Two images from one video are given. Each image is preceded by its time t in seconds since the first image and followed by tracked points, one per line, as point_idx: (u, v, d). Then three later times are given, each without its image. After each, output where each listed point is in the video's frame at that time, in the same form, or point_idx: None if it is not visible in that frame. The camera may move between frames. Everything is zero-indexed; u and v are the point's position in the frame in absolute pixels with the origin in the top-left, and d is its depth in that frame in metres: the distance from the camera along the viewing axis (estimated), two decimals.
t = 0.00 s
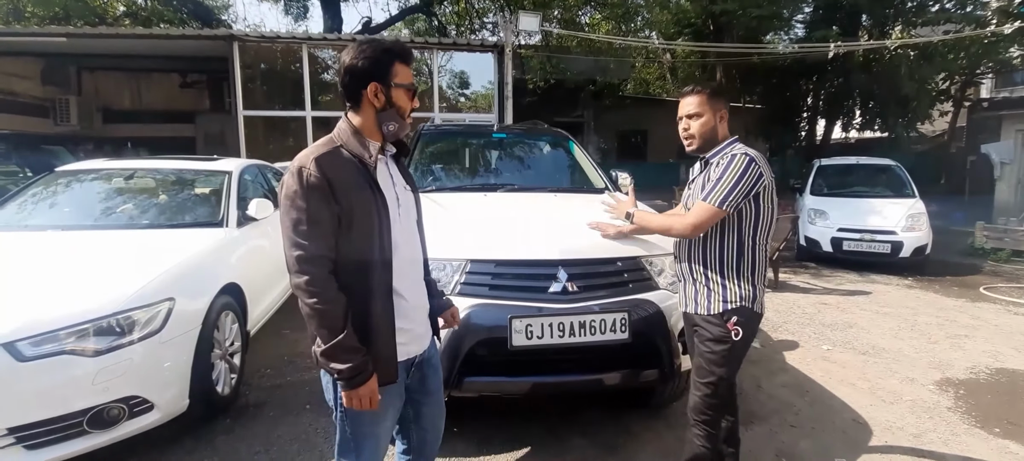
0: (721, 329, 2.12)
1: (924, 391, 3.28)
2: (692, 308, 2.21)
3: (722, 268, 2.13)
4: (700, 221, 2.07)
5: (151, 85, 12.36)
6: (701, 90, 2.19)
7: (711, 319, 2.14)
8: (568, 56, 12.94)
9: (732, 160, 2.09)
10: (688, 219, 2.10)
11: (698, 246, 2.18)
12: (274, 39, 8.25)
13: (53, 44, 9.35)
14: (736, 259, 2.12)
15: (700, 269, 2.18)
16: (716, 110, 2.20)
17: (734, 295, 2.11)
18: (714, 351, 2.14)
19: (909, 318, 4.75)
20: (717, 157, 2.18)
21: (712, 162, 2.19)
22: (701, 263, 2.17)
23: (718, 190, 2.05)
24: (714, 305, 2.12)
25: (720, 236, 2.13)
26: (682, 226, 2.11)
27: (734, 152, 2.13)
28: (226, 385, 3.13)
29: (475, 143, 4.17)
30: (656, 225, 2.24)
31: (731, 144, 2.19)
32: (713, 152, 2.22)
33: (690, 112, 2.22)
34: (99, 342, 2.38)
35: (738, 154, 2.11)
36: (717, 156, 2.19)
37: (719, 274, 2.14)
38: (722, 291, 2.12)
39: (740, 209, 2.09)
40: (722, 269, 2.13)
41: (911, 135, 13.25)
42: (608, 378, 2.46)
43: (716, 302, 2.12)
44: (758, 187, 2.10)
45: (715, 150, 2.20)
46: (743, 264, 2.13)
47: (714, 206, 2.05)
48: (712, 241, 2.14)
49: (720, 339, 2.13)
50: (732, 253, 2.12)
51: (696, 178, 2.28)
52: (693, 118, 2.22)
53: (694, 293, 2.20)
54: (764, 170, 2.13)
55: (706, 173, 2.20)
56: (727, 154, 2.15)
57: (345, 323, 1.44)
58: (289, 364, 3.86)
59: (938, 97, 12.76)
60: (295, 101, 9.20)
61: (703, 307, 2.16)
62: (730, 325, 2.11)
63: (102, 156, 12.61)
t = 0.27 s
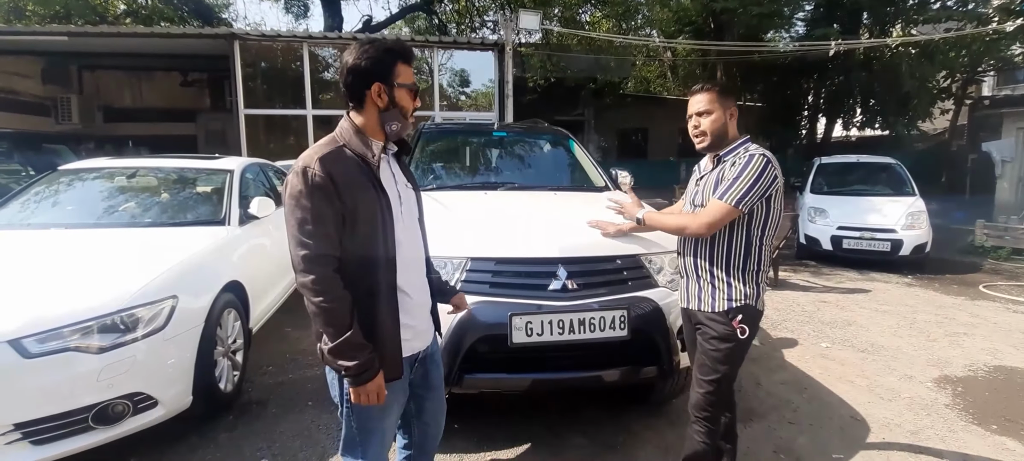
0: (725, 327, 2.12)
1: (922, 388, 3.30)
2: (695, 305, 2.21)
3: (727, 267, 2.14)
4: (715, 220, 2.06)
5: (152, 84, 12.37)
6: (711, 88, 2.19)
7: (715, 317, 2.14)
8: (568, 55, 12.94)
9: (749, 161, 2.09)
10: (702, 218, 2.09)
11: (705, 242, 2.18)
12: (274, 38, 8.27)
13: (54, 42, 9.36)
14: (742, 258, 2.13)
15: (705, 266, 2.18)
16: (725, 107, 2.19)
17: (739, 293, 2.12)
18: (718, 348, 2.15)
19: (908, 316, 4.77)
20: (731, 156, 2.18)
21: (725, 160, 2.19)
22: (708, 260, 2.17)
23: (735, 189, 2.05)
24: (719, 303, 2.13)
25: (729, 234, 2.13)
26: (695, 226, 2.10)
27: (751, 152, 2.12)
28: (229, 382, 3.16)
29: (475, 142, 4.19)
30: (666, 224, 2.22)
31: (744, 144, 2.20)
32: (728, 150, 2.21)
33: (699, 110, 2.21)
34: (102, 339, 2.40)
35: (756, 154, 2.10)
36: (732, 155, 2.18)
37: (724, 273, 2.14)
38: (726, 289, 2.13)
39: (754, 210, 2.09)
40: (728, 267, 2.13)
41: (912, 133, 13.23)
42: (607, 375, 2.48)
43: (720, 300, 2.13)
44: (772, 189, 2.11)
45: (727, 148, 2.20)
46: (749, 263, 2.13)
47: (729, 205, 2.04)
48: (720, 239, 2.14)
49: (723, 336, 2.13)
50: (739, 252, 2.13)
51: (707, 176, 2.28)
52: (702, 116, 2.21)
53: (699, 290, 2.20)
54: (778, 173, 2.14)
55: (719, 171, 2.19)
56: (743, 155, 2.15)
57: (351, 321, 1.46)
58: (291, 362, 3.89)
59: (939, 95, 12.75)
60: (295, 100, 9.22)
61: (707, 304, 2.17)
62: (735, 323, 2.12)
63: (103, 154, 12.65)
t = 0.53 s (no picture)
0: (726, 325, 2.13)
1: (921, 387, 3.31)
2: (697, 303, 2.22)
3: (730, 266, 2.14)
4: (724, 221, 2.06)
5: (153, 84, 12.38)
6: (714, 88, 2.20)
7: (717, 315, 2.15)
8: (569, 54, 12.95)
9: (757, 163, 2.11)
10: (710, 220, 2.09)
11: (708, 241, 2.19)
12: (275, 37, 8.28)
13: (55, 42, 9.37)
14: (744, 257, 2.14)
15: (708, 264, 2.19)
16: (729, 107, 2.21)
17: (741, 292, 2.13)
18: (719, 347, 2.16)
19: (908, 315, 4.78)
20: (738, 156, 2.19)
21: (732, 160, 2.20)
22: (711, 259, 2.18)
23: (744, 190, 2.06)
24: (721, 302, 2.14)
25: (733, 234, 2.13)
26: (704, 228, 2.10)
27: (759, 153, 2.13)
28: (231, 380, 3.17)
29: (476, 141, 4.20)
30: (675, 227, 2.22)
31: (751, 143, 2.21)
32: (735, 150, 2.22)
33: (702, 111, 2.23)
34: (106, 337, 2.42)
35: (764, 156, 2.11)
36: (739, 156, 2.20)
37: (726, 271, 2.15)
38: (727, 288, 2.14)
39: (759, 211, 2.11)
40: (731, 266, 2.14)
41: (913, 132, 13.22)
42: (607, 373, 2.50)
43: (721, 299, 2.14)
44: (778, 191, 2.13)
45: (735, 149, 2.21)
46: (751, 262, 2.15)
47: (738, 206, 2.05)
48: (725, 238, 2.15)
49: (725, 335, 2.14)
50: (743, 252, 2.14)
51: (713, 176, 2.29)
52: (706, 116, 2.23)
53: (701, 289, 2.20)
54: (785, 176, 2.16)
55: (725, 171, 2.20)
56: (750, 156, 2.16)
57: (360, 320, 1.48)
58: (293, 360, 3.90)
59: (940, 94, 12.73)
60: (296, 99, 9.22)
61: (709, 303, 2.17)
62: (736, 321, 2.13)
63: (104, 153, 12.67)
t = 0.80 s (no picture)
0: (729, 323, 2.13)
1: (923, 387, 3.31)
2: (701, 301, 2.22)
3: (734, 266, 2.15)
4: (725, 219, 2.07)
5: (154, 83, 12.39)
6: (708, 94, 2.20)
7: (720, 314, 2.15)
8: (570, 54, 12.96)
9: (760, 163, 2.10)
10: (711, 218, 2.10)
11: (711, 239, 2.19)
12: (276, 37, 8.30)
13: (57, 42, 9.39)
14: (748, 257, 2.14)
15: (711, 263, 2.19)
16: (722, 112, 2.19)
17: (745, 292, 2.13)
18: (721, 345, 2.15)
19: (910, 315, 4.78)
20: (741, 156, 2.19)
21: (735, 161, 2.20)
22: (714, 258, 2.19)
23: (747, 189, 2.06)
24: (725, 301, 2.14)
25: (736, 233, 2.14)
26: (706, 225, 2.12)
27: (763, 154, 2.13)
28: (233, 379, 3.18)
29: (478, 141, 4.21)
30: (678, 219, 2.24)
31: (752, 145, 2.20)
32: (740, 150, 2.22)
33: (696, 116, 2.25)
34: (109, 337, 2.42)
35: (767, 157, 2.11)
36: (743, 155, 2.20)
37: (730, 270, 2.15)
38: (731, 287, 2.14)
39: (762, 211, 2.11)
40: (735, 265, 2.15)
41: (915, 132, 13.20)
42: (609, 373, 2.50)
43: (725, 297, 2.14)
44: (782, 192, 2.13)
45: (737, 150, 2.21)
46: (755, 263, 2.15)
47: (739, 206, 2.05)
48: (726, 236, 2.16)
49: (727, 333, 2.14)
50: (746, 251, 2.14)
51: (715, 176, 2.30)
52: (700, 122, 2.25)
53: (705, 287, 2.20)
54: (789, 178, 2.16)
55: (730, 171, 2.20)
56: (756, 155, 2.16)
57: (375, 322, 1.49)
58: (295, 360, 3.91)
59: (942, 94, 12.71)
60: (297, 99, 9.23)
61: (712, 300, 2.18)
62: (738, 320, 2.12)
63: (106, 152, 12.69)
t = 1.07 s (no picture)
0: (730, 321, 2.13)
1: (926, 387, 3.30)
2: (702, 300, 2.22)
3: (735, 265, 2.14)
4: (719, 219, 2.08)
5: (156, 83, 12.42)
6: (708, 94, 2.20)
7: (722, 311, 2.15)
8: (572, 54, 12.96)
9: (758, 163, 2.10)
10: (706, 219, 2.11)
11: (711, 239, 2.19)
12: (277, 37, 8.30)
13: (58, 42, 9.40)
14: (749, 256, 2.14)
15: (713, 262, 2.19)
16: (722, 112, 2.19)
17: (746, 291, 2.13)
18: (722, 342, 2.15)
19: (912, 315, 4.77)
20: (740, 156, 2.18)
21: (735, 161, 2.19)
22: (715, 257, 2.19)
23: (744, 188, 2.05)
24: (726, 300, 2.14)
25: (736, 233, 2.14)
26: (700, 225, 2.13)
27: (762, 154, 2.12)
28: (235, 379, 3.18)
29: (479, 141, 4.20)
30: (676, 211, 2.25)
31: (753, 145, 2.19)
32: (740, 150, 2.21)
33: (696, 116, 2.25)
34: (111, 336, 2.43)
35: (767, 157, 2.10)
36: (742, 155, 2.19)
37: (731, 269, 2.15)
38: (732, 286, 2.14)
39: (762, 211, 2.10)
40: (736, 264, 2.14)
41: (918, 132, 13.16)
42: (611, 372, 2.49)
43: (726, 295, 2.14)
44: (782, 191, 2.11)
45: (736, 151, 2.21)
46: (757, 262, 2.14)
47: (735, 205, 2.05)
48: (726, 237, 2.16)
49: (729, 331, 2.14)
50: (747, 250, 2.14)
51: (715, 176, 2.29)
52: (699, 122, 2.25)
53: (706, 286, 2.21)
54: (789, 178, 2.15)
55: (729, 171, 2.20)
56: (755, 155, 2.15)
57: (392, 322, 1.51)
58: (297, 359, 3.91)
59: (944, 94, 12.68)
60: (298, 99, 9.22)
61: (713, 299, 2.18)
62: (739, 317, 2.12)
63: (108, 152, 12.71)
